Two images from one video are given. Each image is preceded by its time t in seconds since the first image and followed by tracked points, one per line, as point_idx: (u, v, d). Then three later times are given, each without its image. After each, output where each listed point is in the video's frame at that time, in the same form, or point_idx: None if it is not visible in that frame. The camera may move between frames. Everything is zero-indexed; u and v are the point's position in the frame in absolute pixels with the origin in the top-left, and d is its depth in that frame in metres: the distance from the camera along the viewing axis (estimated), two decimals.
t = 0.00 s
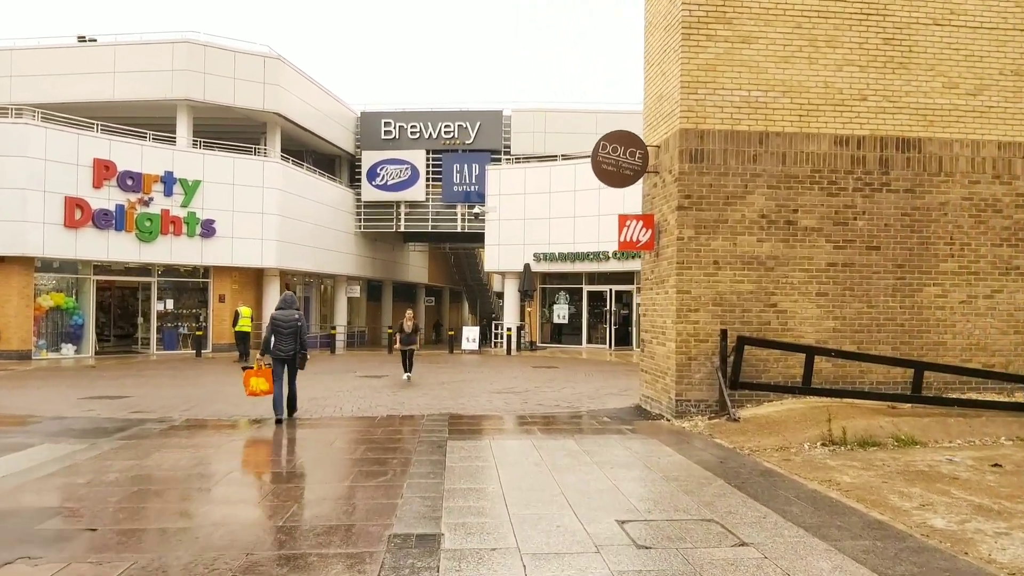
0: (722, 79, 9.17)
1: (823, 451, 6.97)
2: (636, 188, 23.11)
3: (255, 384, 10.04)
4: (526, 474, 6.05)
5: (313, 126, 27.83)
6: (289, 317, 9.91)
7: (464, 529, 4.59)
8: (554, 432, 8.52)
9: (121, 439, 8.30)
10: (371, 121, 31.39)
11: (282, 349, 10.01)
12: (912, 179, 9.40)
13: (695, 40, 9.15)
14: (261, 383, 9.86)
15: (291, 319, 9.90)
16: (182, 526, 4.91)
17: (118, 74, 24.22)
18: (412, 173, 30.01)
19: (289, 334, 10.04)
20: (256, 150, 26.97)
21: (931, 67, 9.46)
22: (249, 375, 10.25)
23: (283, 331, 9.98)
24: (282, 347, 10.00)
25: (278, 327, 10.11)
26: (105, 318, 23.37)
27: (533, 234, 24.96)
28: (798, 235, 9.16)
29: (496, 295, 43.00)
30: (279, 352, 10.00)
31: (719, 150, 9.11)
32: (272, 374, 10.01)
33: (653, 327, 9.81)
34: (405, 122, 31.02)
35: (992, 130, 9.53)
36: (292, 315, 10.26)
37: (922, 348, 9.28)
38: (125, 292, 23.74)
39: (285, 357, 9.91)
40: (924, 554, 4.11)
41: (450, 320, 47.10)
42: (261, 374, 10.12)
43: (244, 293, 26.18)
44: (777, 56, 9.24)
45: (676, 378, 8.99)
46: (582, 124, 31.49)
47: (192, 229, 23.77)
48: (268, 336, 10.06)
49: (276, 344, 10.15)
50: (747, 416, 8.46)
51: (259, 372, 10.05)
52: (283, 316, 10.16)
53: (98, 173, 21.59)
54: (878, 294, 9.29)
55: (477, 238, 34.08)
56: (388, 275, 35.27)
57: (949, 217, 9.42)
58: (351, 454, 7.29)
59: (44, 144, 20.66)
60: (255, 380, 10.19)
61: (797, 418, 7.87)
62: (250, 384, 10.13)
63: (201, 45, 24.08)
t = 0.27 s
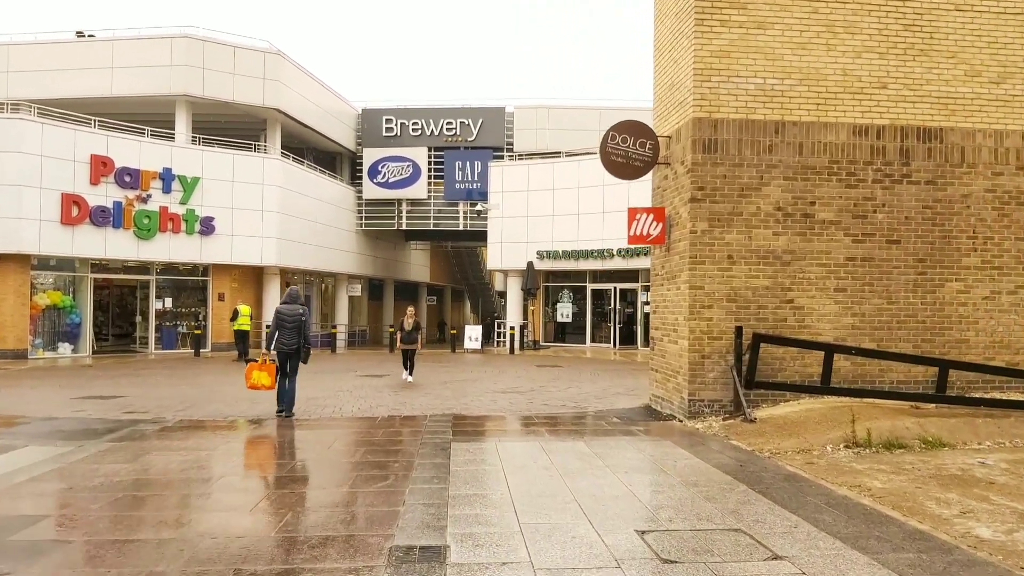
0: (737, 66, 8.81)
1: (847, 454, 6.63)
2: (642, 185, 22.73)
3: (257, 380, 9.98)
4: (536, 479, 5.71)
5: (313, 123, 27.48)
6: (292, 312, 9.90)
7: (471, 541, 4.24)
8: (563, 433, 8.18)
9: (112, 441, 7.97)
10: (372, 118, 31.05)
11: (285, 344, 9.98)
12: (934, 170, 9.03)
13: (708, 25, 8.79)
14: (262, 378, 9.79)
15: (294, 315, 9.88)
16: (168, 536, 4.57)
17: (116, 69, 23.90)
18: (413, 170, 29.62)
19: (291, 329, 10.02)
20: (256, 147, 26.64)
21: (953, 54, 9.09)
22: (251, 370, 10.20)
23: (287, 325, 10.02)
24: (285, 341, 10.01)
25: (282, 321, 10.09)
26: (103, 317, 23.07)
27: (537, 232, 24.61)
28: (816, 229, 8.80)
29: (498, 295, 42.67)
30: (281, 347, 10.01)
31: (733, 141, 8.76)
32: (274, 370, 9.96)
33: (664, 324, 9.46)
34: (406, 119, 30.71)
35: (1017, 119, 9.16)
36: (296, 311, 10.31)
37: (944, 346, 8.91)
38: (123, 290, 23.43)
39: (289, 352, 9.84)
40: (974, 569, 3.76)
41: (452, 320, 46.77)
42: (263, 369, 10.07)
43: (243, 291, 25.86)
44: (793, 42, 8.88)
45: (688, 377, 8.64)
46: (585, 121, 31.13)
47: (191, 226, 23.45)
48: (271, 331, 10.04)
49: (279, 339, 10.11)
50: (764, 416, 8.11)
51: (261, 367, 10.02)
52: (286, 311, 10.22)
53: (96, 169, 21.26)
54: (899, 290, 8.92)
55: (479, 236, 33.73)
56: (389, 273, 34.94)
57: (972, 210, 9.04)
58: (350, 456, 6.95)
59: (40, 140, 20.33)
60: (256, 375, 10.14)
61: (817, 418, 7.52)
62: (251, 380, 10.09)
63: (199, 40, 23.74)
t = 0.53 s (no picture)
0: (747, 56, 8.52)
1: (866, 459, 6.33)
2: (644, 183, 22.43)
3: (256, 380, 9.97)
4: (542, 486, 5.42)
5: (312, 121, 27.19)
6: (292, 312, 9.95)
7: (475, 556, 3.94)
8: (568, 436, 7.89)
9: (100, 444, 7.68)
10: (371, 116, 30.73)
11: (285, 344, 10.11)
12: (949, 164, 8.74)
13: (717, 14, 8.50)
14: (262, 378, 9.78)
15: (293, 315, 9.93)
16: (150, 550, 4.28)
17: (111, 66, 23.60)
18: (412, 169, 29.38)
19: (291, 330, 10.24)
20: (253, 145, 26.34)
21: (970, 44, 8.78)
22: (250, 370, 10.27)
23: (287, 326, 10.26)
24: (285, 341, 10.22)
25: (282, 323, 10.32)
26: (100, 317, 22.77)
27: (538, 231, 24.32)
28: (829, 224, 8.51)
29: (498, 295, 42.38)
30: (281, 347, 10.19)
31: (743, 134, 8.47)
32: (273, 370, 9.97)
33: (671, 324, 9.18)
34: (406, 117, 30.35)
35: None
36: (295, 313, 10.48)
37: (961, 346, 8.62)
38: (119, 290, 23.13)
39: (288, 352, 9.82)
40: None
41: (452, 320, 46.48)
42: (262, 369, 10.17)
43: (241, 291, 25.57)
44: (805, 32, 8.59)
45: (698, 378, 8.34)
46: (586, 119, 30.84)
47: (187, 225, 23.15)
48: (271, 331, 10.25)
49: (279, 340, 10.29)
50: (777, 420, 7.82)
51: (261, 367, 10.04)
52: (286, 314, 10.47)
53: (90, 167, 20.96)
54: (914, 289, 8.64)
55: (479, 236, 33.42)
56: (389, 273, 34.64)
57: (990, 205, 8.75)
58: (347, 461, 6.65)
59: (34, 137, 20.03)
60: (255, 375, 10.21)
61: (833, 422, 7.23)
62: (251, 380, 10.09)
63: (195, 37, 23.44)
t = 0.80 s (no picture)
0: (764, 40, 8.11)
1: (897, 464, 5.95)
2: (651, 178, 21.99)
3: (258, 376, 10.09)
4: (554, 494, 5.05)
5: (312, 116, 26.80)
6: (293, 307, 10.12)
7: None
8: (578, 438, 7.52)
9: (86, 447, 7.32)
10: (372, 112, 30.31)
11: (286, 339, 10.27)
12: (977, 153, 8.32)
13: None
14: (264, 373, 9.92)
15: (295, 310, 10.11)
16: (126, 568, 3.91)
17: (108, 61, 23.25)
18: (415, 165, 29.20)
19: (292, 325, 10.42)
20: (253, 141, 25.97)
21: (998, 27, 8.35)
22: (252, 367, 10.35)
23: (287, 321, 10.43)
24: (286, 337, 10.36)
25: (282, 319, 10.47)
26: (98, 315, 22.40)
27: (542, 227, 23.93)
28: (850, 216, 8.12)
29: (501, 292, 41.98)
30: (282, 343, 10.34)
31: (760, 121, 8.07)
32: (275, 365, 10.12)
33: (684, 320, 8.79)
34: (408, 113, 29.75)
35: None
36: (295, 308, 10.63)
37: (988, 344, 8.20)
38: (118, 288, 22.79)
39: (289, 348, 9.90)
40: None
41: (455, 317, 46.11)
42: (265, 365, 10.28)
43: (241, 289, 25.23)
44: (826, 15, 8.17)
45: (714, 377, 7.95)
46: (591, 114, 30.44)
47: (186, 222, 22.79)
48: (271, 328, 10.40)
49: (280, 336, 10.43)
50: (797, 421, 7.45)
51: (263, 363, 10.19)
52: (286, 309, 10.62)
53: (87, 163, 20.61)
54: (939, 284, 8.23)
55: (482, 233, 33.02)
56: (391, 271, 34.26)
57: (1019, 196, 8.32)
58: (344, 465, 6.27)
59: (29, 132, 19.67)
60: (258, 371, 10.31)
61: (859, 426, 6.86)
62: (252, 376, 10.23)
63: (194, 31, 23.05)
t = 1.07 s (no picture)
0: (781, 31, 7.77)
1: (927, 478, 5.60)
2: (654, 177, 21.66)
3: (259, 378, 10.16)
4: (565, 513, 4.68)
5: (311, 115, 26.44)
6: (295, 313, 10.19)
7: None
8: (586, 448, 7.15)
9: (69, 457, 6.95)
10: (372, 111, 29.95)
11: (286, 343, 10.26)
12: (1001, 151, 7.96)
13: None
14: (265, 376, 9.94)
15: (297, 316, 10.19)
16: None
17: (104, 58, 22.90)
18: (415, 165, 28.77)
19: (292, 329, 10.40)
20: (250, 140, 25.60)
21: None
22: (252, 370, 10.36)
23: (287, 325, 10.40)
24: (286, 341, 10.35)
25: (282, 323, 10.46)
26: (93, 316, 22.03)
27: (544, 227, 23.56)
28: (870, 216, 7.76)
29: (501, 294, 41.59)
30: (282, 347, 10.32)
31: (777, 116, 7.72)
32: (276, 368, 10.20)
33: (695, 324, 8.43)
34: (408, 112, 29.58)
35: None
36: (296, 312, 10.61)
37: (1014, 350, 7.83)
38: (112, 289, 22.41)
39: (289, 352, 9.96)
40: None
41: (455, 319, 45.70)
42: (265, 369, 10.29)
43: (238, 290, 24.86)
44: (845, 5, 7.83)
45: (728, 384, 7.59)
46: (592, 114, 30.10)
47: (183, 222, 22.42)
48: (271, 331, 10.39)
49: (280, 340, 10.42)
50: (816, 431, 7.09)
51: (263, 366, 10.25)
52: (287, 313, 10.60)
53: (82, 161, 20.24)
54: (963, 287, 7.86)
55: (482, 234, 32.66)
56: (390, 272, 33.88)
57: None
58: (340, 478, 5.90)
59: (23, 130, 19.30)
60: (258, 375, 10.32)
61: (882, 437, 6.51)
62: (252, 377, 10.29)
63: (191, 28, 22.70)
